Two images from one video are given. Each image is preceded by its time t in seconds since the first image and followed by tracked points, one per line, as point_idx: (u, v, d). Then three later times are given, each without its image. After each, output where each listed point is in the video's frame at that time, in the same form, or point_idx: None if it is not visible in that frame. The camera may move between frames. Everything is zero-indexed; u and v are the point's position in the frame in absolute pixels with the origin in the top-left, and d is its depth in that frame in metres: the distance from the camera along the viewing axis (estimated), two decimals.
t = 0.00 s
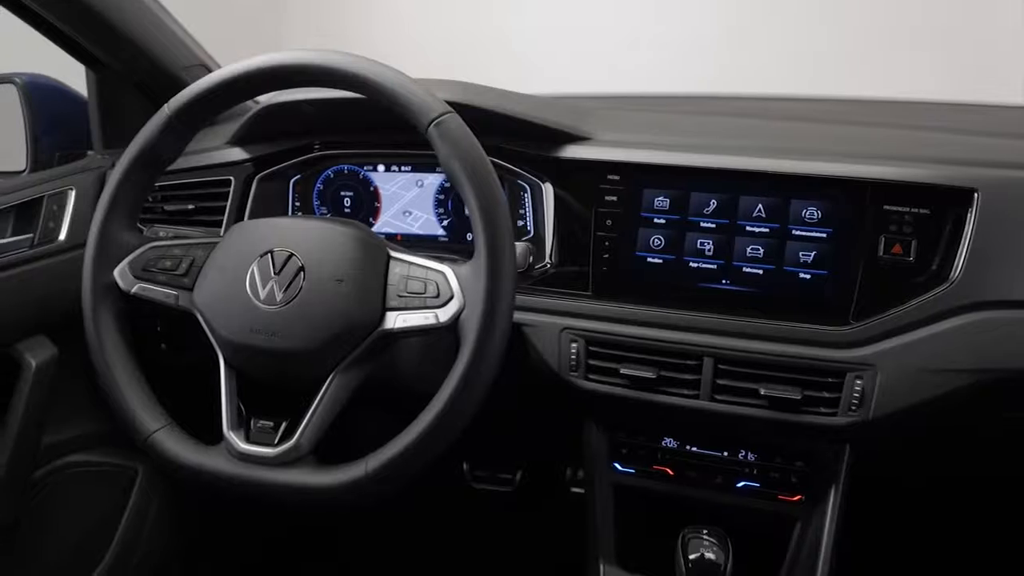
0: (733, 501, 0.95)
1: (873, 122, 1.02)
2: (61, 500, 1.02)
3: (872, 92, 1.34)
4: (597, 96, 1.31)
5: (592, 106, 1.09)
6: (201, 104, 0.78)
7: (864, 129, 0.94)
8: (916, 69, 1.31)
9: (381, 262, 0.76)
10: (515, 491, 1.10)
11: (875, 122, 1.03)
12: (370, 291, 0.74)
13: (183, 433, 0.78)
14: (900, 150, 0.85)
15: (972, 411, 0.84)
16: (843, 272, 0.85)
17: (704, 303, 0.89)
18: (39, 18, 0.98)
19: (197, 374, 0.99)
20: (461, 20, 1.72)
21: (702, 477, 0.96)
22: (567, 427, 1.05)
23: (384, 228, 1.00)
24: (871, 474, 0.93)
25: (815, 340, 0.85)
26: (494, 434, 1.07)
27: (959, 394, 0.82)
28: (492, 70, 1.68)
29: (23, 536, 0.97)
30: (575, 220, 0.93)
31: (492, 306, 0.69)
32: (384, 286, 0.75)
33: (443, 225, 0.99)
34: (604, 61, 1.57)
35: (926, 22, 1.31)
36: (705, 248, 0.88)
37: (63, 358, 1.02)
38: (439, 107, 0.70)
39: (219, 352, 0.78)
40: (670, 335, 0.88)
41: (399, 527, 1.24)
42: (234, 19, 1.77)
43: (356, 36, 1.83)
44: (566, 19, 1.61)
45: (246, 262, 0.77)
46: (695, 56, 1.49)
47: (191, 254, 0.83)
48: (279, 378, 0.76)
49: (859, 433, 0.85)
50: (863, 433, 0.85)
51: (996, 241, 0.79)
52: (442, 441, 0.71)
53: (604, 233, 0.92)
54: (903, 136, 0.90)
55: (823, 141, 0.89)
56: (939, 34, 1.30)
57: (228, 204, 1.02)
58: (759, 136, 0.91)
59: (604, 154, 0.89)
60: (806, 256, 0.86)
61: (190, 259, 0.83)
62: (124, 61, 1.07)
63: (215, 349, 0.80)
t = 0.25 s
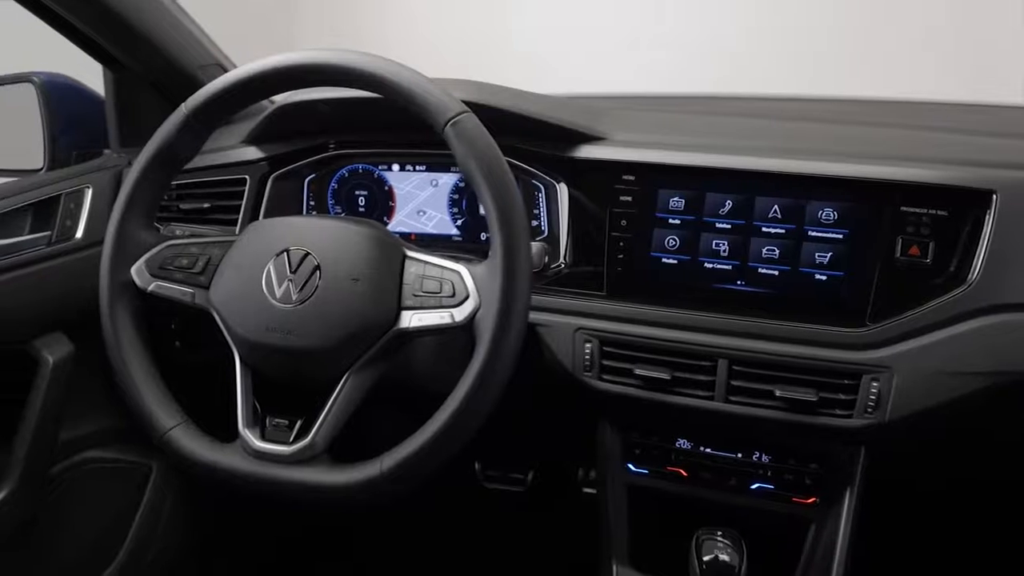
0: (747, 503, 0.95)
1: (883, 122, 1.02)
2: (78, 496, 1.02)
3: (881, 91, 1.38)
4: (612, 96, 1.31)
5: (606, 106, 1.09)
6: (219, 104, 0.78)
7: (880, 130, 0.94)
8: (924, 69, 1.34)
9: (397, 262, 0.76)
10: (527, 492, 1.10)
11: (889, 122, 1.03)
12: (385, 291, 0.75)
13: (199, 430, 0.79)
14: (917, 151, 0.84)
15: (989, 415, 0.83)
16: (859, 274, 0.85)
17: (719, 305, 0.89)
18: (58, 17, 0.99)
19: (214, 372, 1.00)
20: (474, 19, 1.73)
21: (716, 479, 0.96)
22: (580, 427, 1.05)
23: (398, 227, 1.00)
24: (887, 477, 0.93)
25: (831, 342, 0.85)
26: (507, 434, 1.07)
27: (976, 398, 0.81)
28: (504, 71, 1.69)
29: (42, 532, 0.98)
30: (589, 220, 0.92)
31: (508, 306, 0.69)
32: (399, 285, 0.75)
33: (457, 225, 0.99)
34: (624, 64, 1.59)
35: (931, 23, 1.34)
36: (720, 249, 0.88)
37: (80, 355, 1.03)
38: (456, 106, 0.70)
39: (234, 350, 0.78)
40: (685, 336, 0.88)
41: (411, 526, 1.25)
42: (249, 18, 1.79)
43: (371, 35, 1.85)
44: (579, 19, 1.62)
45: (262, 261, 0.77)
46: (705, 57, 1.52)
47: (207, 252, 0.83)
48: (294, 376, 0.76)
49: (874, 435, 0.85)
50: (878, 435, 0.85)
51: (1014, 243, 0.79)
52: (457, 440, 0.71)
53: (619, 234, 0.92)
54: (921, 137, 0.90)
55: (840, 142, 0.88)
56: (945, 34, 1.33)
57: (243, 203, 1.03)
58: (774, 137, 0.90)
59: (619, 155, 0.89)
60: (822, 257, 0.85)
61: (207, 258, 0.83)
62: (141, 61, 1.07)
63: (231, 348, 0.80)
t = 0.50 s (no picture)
0: (759, 504, 0.94)
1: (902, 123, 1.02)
2: (92, 493, 1.03)
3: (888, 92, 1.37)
4: (626, 96, 1.31)
5: (619, 106, 1.09)
6: (235, 103, 0.79)
7: (895, 131, 0.94)
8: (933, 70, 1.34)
9: (411, 261, 0.76)
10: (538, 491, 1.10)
11: (903, 123, 1.02)
12: (399, 290, 0.75)
13: (214, 428, 0.79)
14: (933, 153, 0.84)
15: (1006, 418, 0.82)
16: (874, 275, 0.84)
17: (733, 306, 0.89)
18: (73, 15, 0.99)
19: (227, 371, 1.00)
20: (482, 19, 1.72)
21: (730, 481, 0.95)
22: (592, 428, 1.05)
23: (411, 227, 1.00)
24: (901, 479, 0.92)
25: (846, 344, 0.84)
26: (519, 434, 1.07)
27: (993, 401, 0.80)
28: (512, 71, 1.69)
29: (57, 529, 0.99)
30: (603, 221, 0.92)
31: (522, 307, 0.70)
32: (413, 284, 0.75)
33: (470, 224, 0.99)
34: (637, 62, 1.58)
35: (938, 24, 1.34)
36: (734, 250, 0.88)
37: (94, 352, 1.03)
38: (471, 106, 0.70)
39: (249, 348, 0.79)
40: (698, 337, 0.88)
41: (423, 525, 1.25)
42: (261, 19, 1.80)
43: (380, 35, 1.85)
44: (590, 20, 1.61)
45: (278, 259, 0.78)
46: (719, 58, 1.51)
47: (223, 251, 0.84)
48: (309, 375, 0.76)
49: (889, 438, 0.84)
50: (894, 438, 0.84)
51: None
52: (471, 440, 0.71)
53: (632, 234, 0.91)
54: (939, 138, 0.89)
55: (855, 143, 0.88)
56: (950, 35, 1.33)
57: (257, 202, 1.03)
58: (789, 138, 0.90)
59: (634, 155, 0.89)
60: (837, 259, 0.85)
61: (222, 256, 0.83)
62: (155, 59, 1.08)
63: (245, 346, 0.80)
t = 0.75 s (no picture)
0: (772, 506, 0.94)
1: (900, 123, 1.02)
2: (107, 490, 1.03)
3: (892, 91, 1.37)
4: (637, 96, 1.31)
5: (631, 106, 1.09)
6: (250, 102, 0.79)
7: (910, 132, 0.93)
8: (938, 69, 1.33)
9: (425, 261, 0.76)
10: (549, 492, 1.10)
11: (917, 123, 1.02)
12: (413, 289, 0.75)
13: (227, 426, 0.79)
14: (950, 154, 0.83)
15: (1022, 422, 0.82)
16: (889, 277, 0.84)
17: (747, 307, 0.89)
18: (88, 13, 0.99)
19: (241, 368, 1.01)
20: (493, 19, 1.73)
21: (742, 482, 0.95)
22: (604, 429, 1.05)
23: (424, 226, 1.01)
24: (915, 482, 0.92)
25: (860, 345, 0.84)
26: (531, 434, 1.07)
27: (1009, 404, 0.80)
28: (521, 71, 1.70)
29: (72, 526, 1.00)
30: (616, 221, 0.92)
31: (536, 307, 0.70)
32: (427, 284, 0.76)
33: (483, 224, 0.99)
34: (643, 62, 1.59)
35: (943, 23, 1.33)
36: (748, 251, 0.88)
37: (108, 350, 1.04)
38: (486, 106, 0.71)
39: (263, 347, 0.79)
40: (711, 337, 0.88)
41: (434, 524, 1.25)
42: (273, 19, 1.81)
43: (390, 36, 1.85)
44: (601, 21, 1.62)
45: (292, 258, 0.78)
46: (724, 57, 1.52)
47: (237, 249, 0.84)
48: (323, 374, 0.76)
49: (904, 440, 0.84)
50: (908, 440, 0.84)
51: None
52: (485, 439, 0.71)
53: (646, 234, 0.91)
54: (955, 140, 0.89)
55: (870, 144, 0.88)
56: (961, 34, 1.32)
57: (270, 201, 1.03)
58: (803, 138, 0.90)
59: (647, 155, 0.89)
60: (851, 260, 0.85)
61: (237, 255, 0.84)
62: (169, 58, 1.08)
63: (260, 344, 0.81)
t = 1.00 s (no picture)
0: (780, 507, 0.94)
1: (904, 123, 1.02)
2: (116, 488, 1.04)
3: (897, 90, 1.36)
4: (645, 96, 1.31)
5: (640, 106, 1.08)
6: (259, 102, 0.79)
7: (921, 132, 0.93)
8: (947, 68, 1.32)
9: (434, 261, 0.76)
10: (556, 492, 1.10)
11: (927, 124, 1.02)
12: (423, 289, 0.75)
13: (236, 425, 0.80)
14: (960, 154, 0.83)
15: None
16: (899, 278, 0.83)
17: (756, 308, 0.88)
18: (100, 13, 0.99)
19: (249, 367, 1.01)
20: (500, 19, 1.73)
21: (750, 483, 0.95)
22: (612, 429, 1.04)
23: (432, 226, 1.01)
24: (924, 484, 0.92)
25: (870, 346, 0.84)
26: (539, 434, 1.07)
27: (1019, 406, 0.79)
28: (529, 72, 1.70)
29: (82, 524, 1.00)
30: (625, 221, 0.92)
31: (545, 307, 0.70)
32: (436, 283, 0.76)
33: (491, 224, 0.99)
34: (652, 61, 1.59)
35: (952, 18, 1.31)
36: (757, 251, 0.88)
37: (118, 349, 1.04)
38: (496, 106, 0.71)
39: (272, 346, 0.79)
40: (720, 338, 0.88)
41: (441, 523, 1.25)
42: (281, 18, 1.81)
43: (398, 35, 1.86)
44: (608, 20, 1.62)
45: (301, 258, 0.78)
46: (734, 56, 1.51)
47: (247, 248, 0.84)
48: (332, 373, 0.76)
49: (913, 441, 0.84)
50: (918, 442, 0.84)
51: None
52: (493, 439, 0.71)
53: (654, 235, 0.91)
54: (966, 141, 0.88)
55: (880, 144, 0.87)
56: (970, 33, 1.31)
57: (279, 200, 1.03)
58: (813, 139, 0.89)
59: (656, 155, 0.89)
60: (861, 261, 0.84)
61: (246, 254, 0.84)
62: (178, 57, 1.08)
63: (269, 343, 0.81)
